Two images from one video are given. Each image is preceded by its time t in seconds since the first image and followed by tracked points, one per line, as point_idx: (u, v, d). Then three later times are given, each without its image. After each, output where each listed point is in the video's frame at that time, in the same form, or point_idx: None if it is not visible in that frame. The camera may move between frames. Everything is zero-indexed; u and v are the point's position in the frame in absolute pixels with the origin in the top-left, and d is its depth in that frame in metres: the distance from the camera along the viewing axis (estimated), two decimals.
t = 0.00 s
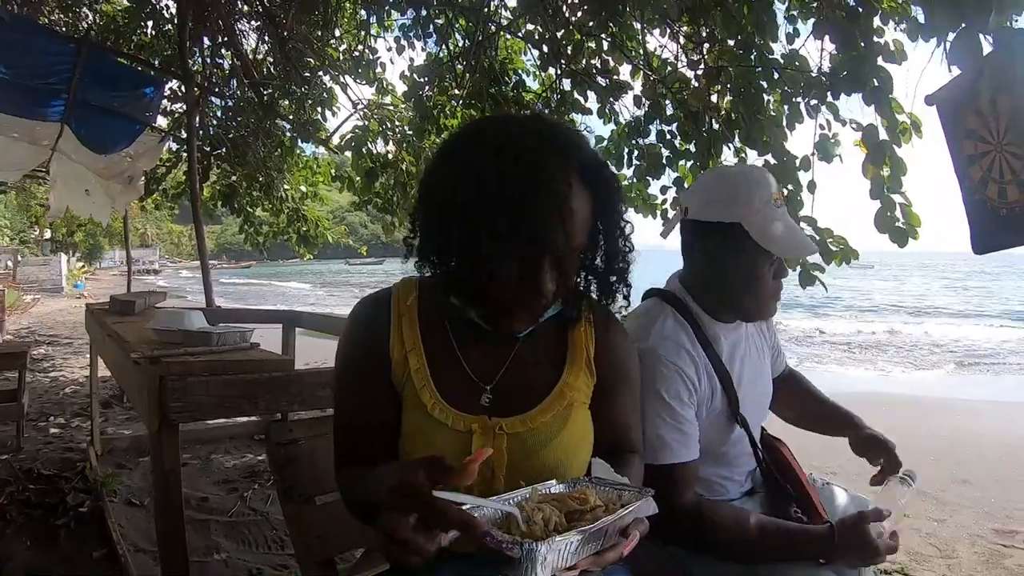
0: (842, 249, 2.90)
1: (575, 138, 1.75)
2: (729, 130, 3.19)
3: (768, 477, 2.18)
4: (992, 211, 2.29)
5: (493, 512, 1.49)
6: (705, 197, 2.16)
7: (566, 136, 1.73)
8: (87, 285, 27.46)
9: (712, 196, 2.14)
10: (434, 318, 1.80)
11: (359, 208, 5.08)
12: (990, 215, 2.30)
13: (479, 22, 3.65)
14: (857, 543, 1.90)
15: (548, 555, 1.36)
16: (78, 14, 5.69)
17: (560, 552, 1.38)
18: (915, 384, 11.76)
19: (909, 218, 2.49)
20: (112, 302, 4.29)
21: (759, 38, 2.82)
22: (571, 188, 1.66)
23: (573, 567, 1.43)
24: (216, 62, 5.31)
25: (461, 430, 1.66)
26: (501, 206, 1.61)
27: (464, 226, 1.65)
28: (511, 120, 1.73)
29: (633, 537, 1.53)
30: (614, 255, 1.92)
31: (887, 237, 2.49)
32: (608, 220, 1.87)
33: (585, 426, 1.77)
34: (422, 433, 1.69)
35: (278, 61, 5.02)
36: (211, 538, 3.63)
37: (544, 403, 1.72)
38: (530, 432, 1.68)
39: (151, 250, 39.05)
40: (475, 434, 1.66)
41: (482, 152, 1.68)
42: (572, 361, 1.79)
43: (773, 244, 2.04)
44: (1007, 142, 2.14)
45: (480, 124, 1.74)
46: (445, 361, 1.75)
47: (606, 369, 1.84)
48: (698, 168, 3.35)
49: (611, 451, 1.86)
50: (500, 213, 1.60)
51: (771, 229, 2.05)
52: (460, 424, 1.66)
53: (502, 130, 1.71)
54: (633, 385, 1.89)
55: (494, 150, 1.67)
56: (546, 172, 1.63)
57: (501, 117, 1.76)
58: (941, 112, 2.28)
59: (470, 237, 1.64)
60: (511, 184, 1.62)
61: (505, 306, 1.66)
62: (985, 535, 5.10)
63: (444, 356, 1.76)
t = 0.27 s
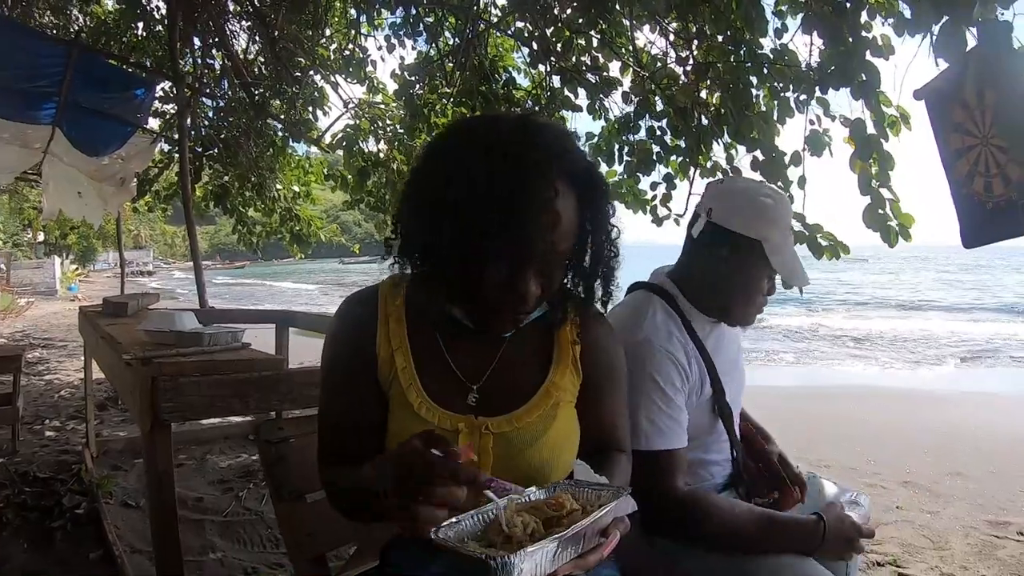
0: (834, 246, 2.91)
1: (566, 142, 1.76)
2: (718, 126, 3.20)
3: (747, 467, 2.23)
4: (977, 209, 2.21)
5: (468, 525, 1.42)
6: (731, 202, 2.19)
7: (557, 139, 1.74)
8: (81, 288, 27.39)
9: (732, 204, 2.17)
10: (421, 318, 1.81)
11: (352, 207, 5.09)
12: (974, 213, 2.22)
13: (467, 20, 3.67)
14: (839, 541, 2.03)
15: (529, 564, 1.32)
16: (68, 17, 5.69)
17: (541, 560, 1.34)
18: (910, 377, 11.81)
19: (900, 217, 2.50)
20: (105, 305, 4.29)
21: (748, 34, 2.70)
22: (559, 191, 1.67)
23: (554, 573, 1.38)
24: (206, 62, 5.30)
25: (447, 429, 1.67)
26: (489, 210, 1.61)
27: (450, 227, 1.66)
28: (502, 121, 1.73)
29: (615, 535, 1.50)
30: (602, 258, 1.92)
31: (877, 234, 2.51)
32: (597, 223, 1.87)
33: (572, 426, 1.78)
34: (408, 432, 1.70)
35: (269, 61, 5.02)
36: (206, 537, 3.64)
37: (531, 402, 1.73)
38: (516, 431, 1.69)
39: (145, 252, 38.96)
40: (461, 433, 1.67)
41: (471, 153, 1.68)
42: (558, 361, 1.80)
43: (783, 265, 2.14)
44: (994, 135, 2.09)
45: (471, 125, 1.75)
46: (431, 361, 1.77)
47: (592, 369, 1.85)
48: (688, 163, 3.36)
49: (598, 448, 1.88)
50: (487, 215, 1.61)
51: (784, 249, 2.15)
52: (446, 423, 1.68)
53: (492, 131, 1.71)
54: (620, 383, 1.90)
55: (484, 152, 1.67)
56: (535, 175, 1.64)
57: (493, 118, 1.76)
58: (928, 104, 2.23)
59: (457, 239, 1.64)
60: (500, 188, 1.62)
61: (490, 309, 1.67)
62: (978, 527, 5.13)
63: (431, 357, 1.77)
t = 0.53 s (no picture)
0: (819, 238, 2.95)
1: (542, 146, 1.79)
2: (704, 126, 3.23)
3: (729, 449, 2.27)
4: (953, 209, 2.22)
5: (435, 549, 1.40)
6: (708, 198, 2.23)
7: (532, 143, 1.77)
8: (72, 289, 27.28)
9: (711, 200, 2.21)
10: (402, 320, 1.83)
11: (342, 208, 5.11)
12: (950, 213, 2.24)
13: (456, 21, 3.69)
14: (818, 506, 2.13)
15: None
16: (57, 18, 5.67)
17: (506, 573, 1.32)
18: (899, 373, 11.90)
19: (892, 211, 2.54)
20: (96, 306, 4.30)
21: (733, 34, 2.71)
22: (532, 194, 1.70)
23: None
24: (196, 63, 5.30)
25: (426, 429, 1.70)
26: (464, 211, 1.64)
27: (426, 228, 1.69)
28: (478, 125, 1.76)
29: (579, 541, 1.49)
30: (577, 260, 1.95)
31: (871, 231, 2.55)
32: (573, 226, 1.89)
33: (548, 425, 1.82)
34: (389, 432, 1.72)
35: (258, 62, 5.04)
36: (198, 537, 3.65)
37: (508, 402, 1.76)
38: (493, 431, 1.72)
39: (137, 253, 38.81)
40: (440, 433, 1.70)
41: (449, 155, 1.71)
42: (536, 361, 1.82)
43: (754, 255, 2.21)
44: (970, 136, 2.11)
45: (449, 128, 1.78)
46: (411, 362, 1.79)
47: (571, 368, 1.88)
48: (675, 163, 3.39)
49: (575, 447, 1.90)
50: (462, 216, 1.63)
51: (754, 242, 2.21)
52: (426, 423, 1.70)
53: (469, 134, 1.74)
54: (601, 380, 1.93)
55: (460, 155, 1.70)
56: (510, 178, 1.67)
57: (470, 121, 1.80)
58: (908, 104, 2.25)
59: (432, 240, 1.67)
60: (475, 189, 1.65)
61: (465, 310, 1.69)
62: (965, 521, 5.18)
63: (411, 358, 1.79)
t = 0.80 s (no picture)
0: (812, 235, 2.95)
1: (540, 143, 1.78)
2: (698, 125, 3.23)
3: (726, 444, 2.28)
4: (943, 207, 2.25)
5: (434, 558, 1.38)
6: (705, 195, 2.23)
7: (530, 140, 1.76)
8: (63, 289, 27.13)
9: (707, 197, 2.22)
10: (401, 319, 1.82)
11: (334, 207, 5.09)
12: (940, 212, 2.26)
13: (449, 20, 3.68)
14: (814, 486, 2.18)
15: None
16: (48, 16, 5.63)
17: None
18: (892, 370, 11.94)
19: (888, 212, 2.54)
20: (88, 307, 4.26)
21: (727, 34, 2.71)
22: (532, 191, 1.69)
23: None
24: (189, 63, 5.27)
25: (427, 429, 1.69)
26: (465, 208, 1.63)
27: (426, 228, 1.68)
28: (476, 123, 1.75)
29: (580, 548, 1.48)
30: (578, 256, 1.94)
31: (870, 231, 2.55)
32: (571, 223, 1.89)
33: (551, 425, 1.81)
34: (390, 432, 1.71)
35: (250, 61, 5.01)
36: (193, 539, 3.64)
37: (510, 402, 1.75)
38: (496, 431, 1.71)
39: (129, 253, 38.64)
40: (441, 433, 1.69)
41: (447, 154, 1.70)
42: (537, 360, 1.82)
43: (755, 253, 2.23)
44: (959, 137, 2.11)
45: (446, 126, 1.77)
46: (411, 362, 1.78)
47: (572, 366, 1.87)
48: (669, 163, 3.40)
49: (579, 444, 1.90)
50: (462, 215, 1.63)
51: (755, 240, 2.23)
52: (427, 423, 1.69)
53: (467, 132, 1.73)
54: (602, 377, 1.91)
55: (458, 153, 1.69)
56: (509, 176, 1.66)
57: (467, 119, 1.78)
58: (900, 106, 2.27)
59: (432, 240, 1.66)
60: (475, 188, 1.64)
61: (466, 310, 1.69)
62: (959, 518, 5.21)
63: (411, 360, 1.78)
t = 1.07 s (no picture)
0: (806, 241, 2.95)
1: (535, 138, 1.78)
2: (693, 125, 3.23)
3: (721, 439, 2.28)
4: (933, 207, 2.24)
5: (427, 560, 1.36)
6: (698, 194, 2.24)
7: (524, 136, 1.76)
8: (57, 288, 27.03)
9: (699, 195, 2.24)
10: (397, 317, 1.82)
11: (329, 206, 5.09)
12: (931, 212, 2.25)
13: (444, 19, 3.69)
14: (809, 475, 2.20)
15: None
16: (42, 14, 5.62)
17: None
18: (886, 369, 11.99)
19: (881, 206, 2.55)
20: (82, 305, 4.25)
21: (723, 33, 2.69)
22: (527, 185, 1.68)
23: None
24: (183, 60, 5.25)
25: (424, 425, 1.68)
26: (459, 204, 1.62)
27: (421, 224, 1.67)
28: (471, 118, 1.75)
29: (573, 551, 1.46)
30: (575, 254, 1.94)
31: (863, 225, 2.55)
32: (567, 219, 1.89)
33: (547, 422, 1.80)
34: (386, 429, 1.70)
35: (245, 59, 5.01)
36: (187, 538, 3.63)
37: (507, 399, 1.75)
38: (493, 427, 1.71)
39: (123, 251, 38.51)
40: (438, 430, 1.68)
41: (442, 150, 1.69)
42: (534, 357, 1.81)
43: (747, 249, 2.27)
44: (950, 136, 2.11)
45: (440, 123, 1.76)
46: (407, 360, 1.78)
47: (568, 363, 1.87)
48: (664, 162, 3.40)
49: (576, 439, 1.90)
50: (458, 210, 1.62)
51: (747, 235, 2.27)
52: (424, 420, 1.68)
53: (462, 127, 1.72)
54: (599, 374, 1.91)
55: (453, 148, 1.69)
56: (504, 170, 1.66)
57: (461, 115, 1.78)
58: (890, 109, 2.29)
59: (428, 235, 1.65)
60: (469, 183, 1.63)
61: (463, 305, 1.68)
62: (952, 516, 5.23)
63: (407, 358, 1.78)
